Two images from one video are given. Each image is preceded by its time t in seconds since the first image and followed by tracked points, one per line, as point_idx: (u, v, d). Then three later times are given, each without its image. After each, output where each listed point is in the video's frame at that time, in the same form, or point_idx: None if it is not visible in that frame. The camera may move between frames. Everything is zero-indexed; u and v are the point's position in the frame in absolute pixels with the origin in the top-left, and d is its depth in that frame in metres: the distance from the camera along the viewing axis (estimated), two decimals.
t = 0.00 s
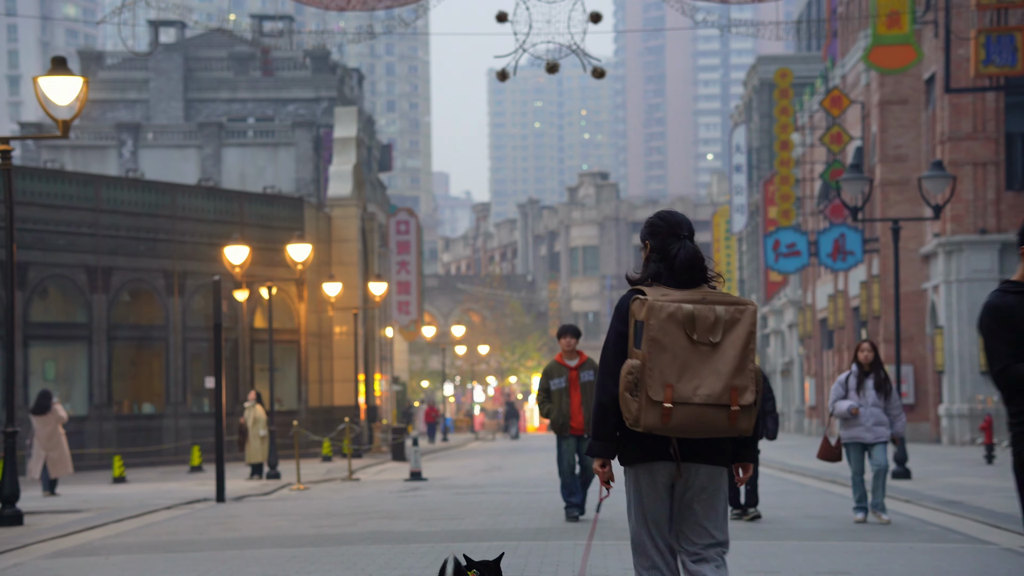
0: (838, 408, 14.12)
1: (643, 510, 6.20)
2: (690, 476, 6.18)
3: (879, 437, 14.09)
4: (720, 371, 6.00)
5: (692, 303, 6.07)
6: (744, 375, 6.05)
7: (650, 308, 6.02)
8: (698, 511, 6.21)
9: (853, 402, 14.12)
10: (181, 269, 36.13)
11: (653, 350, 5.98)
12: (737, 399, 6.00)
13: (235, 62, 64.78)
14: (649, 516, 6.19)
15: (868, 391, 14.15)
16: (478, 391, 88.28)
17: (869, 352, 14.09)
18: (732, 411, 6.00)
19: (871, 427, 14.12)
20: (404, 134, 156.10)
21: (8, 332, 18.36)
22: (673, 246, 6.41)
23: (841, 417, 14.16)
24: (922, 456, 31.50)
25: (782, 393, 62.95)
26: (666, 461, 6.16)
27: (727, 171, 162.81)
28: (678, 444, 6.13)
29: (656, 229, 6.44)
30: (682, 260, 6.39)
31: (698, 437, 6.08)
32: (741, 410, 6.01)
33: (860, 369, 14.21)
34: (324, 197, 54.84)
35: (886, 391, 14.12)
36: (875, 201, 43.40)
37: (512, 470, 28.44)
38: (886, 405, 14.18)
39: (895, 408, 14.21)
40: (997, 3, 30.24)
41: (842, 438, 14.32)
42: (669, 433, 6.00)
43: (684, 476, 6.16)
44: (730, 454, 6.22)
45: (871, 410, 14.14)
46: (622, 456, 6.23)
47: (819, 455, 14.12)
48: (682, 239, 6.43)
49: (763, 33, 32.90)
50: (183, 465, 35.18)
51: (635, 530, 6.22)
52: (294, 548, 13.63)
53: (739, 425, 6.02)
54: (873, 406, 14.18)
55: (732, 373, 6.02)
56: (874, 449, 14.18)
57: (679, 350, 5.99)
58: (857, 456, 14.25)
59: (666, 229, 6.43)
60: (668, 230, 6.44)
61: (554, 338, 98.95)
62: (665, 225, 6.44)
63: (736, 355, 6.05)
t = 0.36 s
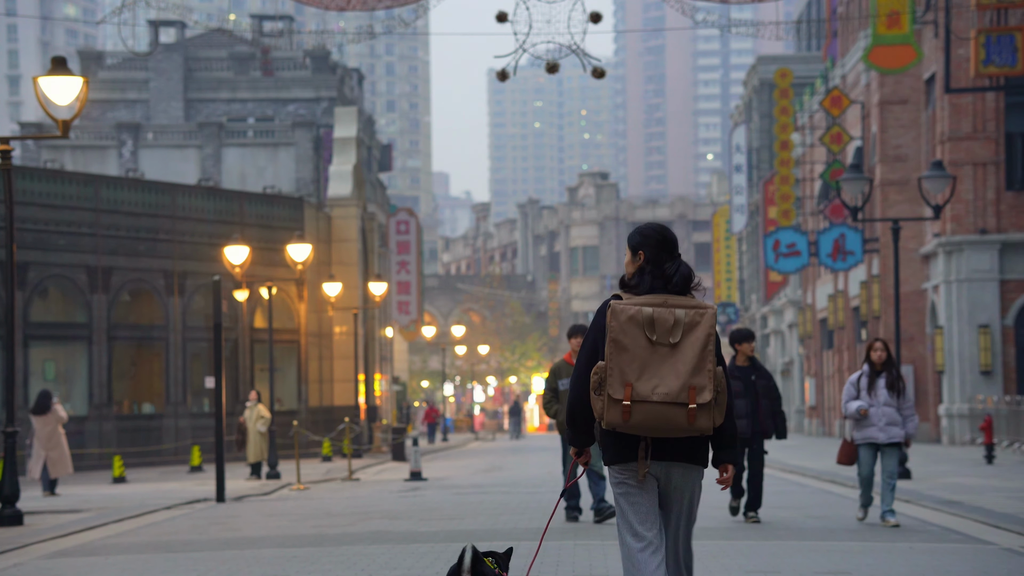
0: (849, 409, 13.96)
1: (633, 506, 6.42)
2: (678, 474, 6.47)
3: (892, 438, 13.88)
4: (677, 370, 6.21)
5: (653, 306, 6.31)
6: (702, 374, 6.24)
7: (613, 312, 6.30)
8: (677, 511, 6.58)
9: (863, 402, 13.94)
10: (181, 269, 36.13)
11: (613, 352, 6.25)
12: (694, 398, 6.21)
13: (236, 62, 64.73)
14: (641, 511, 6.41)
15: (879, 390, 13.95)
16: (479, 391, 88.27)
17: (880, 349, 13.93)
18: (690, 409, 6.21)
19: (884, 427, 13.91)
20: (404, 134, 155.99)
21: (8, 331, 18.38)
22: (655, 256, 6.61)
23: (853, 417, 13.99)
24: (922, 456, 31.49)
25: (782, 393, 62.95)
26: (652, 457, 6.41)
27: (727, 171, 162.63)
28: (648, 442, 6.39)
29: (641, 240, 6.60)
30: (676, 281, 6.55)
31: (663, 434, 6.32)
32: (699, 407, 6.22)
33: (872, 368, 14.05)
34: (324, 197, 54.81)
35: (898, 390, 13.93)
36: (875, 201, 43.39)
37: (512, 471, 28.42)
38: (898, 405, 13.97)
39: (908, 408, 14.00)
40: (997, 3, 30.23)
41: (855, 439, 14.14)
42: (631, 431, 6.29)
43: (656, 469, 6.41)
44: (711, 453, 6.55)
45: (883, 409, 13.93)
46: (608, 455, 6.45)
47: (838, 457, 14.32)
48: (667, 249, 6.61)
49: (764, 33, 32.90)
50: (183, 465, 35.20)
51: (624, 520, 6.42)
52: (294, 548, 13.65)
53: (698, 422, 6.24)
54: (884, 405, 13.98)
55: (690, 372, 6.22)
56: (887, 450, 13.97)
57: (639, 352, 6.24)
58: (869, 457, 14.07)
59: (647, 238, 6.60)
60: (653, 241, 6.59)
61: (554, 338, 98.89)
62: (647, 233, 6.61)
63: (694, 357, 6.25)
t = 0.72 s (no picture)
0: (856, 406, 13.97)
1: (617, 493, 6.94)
2: (661, 466, 6.95)
3: (899, 438, 13.84)
4: (679, 360, 6.68)
5: (657, 299, 6.74)
6: (701, 365, 6.73)
7: (619, 303, 6.69)
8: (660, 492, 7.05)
9: (872, 399, 13.98)
10: (181, 269, 36.16)
11: (620, 340, 6.64)
12: (693, 387, 6.69)
13: (235, 63, 64.67)
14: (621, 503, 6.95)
15: (888, 389, 13.98)
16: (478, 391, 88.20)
17: (888, 349, 13.95)
18: (689, 398, 6.69)
19: (892, 427, 13.88)
20: (405, 134, 155.94)
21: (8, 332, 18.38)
22: (649, 254, 7.04)
23: (860, 413, 13.98)
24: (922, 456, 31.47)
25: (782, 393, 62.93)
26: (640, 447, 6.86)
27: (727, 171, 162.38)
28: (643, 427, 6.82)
29: (635, 238, 7.02)
30: (663, 272, 7.00)
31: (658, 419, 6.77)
32: (697, 397, 6.71)
33: (881, 367, 14.07)
34: (324, 197, 54.82)
35: (907, 389, 13.93)
36: (875, 201, 43.39)
37: (512, 471, 28.42)
38: (907, 404, 13.96)
39: (917, 406, 13.96)
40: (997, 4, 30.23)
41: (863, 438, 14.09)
42: (629, 414, 6.71)
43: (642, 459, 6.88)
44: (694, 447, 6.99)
45: (891, 409, 13.94)
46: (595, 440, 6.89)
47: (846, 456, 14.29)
48: (659, 247, 7.04)
49: (763, 33, 32.88)
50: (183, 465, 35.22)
51: (605, 511, 6.98)
52: (294, 548, 13.65)
53: (694, 410, 6.72)
54: (893, 404, 13.97)
55: (691, 363, 6.70)
56: (895, 450, 13.92)
57: (645, 341, 6.66)
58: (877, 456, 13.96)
59: (645, 237, 7.03)
60: (645, 240, 7.04)
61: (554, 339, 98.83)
62: (643, 231, 7.04)
63: (694, 349, 6.72)
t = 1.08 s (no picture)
0: (867, 407, 13.77)
1: (598, 496, 7.41)
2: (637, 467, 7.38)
3: (908, 438, 13.81)
4: (656, 378, 7.15)
5: (632, 319, 7.22)
6: (675, 380, 7.20)
7: (597, 325, 7.17)
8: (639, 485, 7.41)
9: (882, 400, 13.78)
10: (182, 269, 36.20)
11: (598, 360, 7.13)
12: (670, 401, 7.16)
13: (236, 62, 64.64)
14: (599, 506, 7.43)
15: (897, 390, 13.82)
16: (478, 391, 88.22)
17: (896, 349, 13.78)
18: (665, 412, 7.15)
19: (899, 428, 13.85)
20: (405, 134, 155.95)
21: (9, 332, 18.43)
22: (627, 271, 7.48)
23: (870, 414, 13.79)
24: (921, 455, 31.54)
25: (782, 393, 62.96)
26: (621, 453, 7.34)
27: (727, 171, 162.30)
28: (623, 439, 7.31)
29: (609, 258, 7.50)
30: (638, 287, 7.45)
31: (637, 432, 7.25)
32: (673, 411, 7.17)
33: (887, 367, 13.90)
34: (324, 197, 54.90)
35: (913, 389, 13.84)
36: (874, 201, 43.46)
37: (512, 470, 28.47)
38: (913, 405, 13.89)
39: (924, 408, 13.91)
40: (996, 4, 30.29)
41: (868, 438, 13.99)
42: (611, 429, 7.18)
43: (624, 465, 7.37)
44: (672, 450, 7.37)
45: (901, 409, 13.84)
46: (580, 449, 7.35)
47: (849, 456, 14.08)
48: (632, 263, 7.52)
49: (763, 33, 32.93)
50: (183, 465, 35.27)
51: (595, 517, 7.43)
52: (295, 548, 13.71)
53: (671, 423, 7.18)
54: (902, 405, 13.86)
55: (666, 379, 7.17)
56: (902, 451, 13.88)
57: (621, 361, 7.14)
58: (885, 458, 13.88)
59: (622, 258, 7.49)
60: (617, 260, 7.51)
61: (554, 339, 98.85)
62: (617, 253, 7.51)
63: (668, 365, 7.19)
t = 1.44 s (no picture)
0: (879, 411, 13.19)
1: (591, 492, 7.37)
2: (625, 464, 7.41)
3: (922, 442, 13.09)
4: (628, 374, 7.17)
5: (607, 319, 7.25)
6: (649, 376, 7.20)
7: (571, 325, 7.24)
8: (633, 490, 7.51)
9: (894, 403, 13.17)
10: (181, 269, 36.15)
11: (573, 358, 7.20)
12: (642, 397, 7.17)
13: (235, 63, 64.61)
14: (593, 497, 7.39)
15: (909, 392, 13.19)
16: (479, 391, 88.25)
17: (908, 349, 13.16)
18: (639, 407, 7.17)
19: (914, 431, 13.13)
20: (405, 134, 156.03)
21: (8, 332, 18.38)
22: (610, 274, 7.51)
23: (882, 420, 13.20)
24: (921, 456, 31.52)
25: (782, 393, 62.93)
26: (605, 448, 7.35)
27: (727, 171, 162.36)
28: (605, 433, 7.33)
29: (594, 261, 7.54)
30: (622, 290, 7.46)
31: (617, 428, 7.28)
32: (647, 405, 7.18)
33: (901, 369, 13.26)
34: (324, 198, 54.94)
35: (927, 391, 13.18)
36: (875, 201, 43.43)
37: (511, 470, 28.44)
38: (928, 407, 13.22)
39: (939, 411, 13.22)
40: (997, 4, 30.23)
41: (881, 443, 13.35)
42: (588, 424, 7.24)
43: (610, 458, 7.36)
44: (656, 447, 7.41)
45: (915, 412, 13.17)
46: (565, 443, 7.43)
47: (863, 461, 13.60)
48: (619, 269, 7.54)
49: (763, 33, 32.83)
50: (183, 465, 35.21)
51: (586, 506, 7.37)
52: (295, 548, 13.65)
53: (646, 418, 7.20)
54: (915, 408, 13.20)
55: (639, 374, 7.18)
56: (916, 455, 13.17)
57: (595, 359, 7.19)
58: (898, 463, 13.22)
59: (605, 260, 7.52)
60: (603, 262, 7.53)
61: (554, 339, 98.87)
62: (602, 256, 7.55)
63: (642, 362, 7.20)
